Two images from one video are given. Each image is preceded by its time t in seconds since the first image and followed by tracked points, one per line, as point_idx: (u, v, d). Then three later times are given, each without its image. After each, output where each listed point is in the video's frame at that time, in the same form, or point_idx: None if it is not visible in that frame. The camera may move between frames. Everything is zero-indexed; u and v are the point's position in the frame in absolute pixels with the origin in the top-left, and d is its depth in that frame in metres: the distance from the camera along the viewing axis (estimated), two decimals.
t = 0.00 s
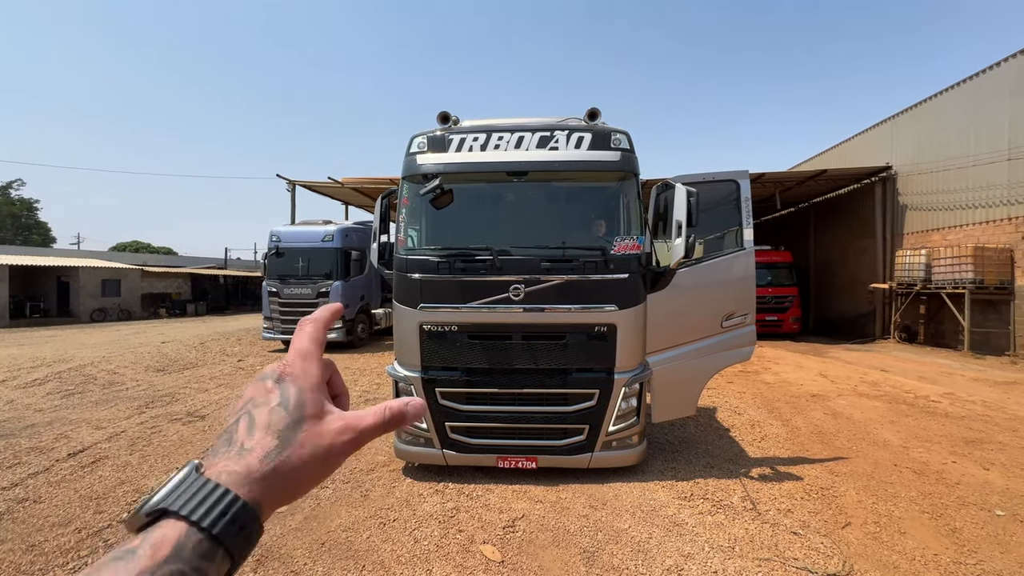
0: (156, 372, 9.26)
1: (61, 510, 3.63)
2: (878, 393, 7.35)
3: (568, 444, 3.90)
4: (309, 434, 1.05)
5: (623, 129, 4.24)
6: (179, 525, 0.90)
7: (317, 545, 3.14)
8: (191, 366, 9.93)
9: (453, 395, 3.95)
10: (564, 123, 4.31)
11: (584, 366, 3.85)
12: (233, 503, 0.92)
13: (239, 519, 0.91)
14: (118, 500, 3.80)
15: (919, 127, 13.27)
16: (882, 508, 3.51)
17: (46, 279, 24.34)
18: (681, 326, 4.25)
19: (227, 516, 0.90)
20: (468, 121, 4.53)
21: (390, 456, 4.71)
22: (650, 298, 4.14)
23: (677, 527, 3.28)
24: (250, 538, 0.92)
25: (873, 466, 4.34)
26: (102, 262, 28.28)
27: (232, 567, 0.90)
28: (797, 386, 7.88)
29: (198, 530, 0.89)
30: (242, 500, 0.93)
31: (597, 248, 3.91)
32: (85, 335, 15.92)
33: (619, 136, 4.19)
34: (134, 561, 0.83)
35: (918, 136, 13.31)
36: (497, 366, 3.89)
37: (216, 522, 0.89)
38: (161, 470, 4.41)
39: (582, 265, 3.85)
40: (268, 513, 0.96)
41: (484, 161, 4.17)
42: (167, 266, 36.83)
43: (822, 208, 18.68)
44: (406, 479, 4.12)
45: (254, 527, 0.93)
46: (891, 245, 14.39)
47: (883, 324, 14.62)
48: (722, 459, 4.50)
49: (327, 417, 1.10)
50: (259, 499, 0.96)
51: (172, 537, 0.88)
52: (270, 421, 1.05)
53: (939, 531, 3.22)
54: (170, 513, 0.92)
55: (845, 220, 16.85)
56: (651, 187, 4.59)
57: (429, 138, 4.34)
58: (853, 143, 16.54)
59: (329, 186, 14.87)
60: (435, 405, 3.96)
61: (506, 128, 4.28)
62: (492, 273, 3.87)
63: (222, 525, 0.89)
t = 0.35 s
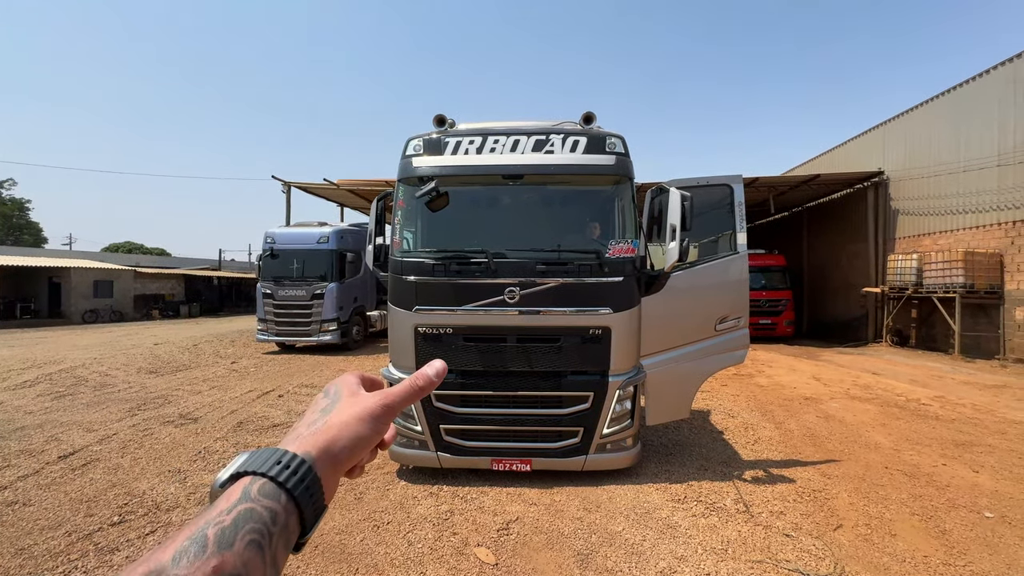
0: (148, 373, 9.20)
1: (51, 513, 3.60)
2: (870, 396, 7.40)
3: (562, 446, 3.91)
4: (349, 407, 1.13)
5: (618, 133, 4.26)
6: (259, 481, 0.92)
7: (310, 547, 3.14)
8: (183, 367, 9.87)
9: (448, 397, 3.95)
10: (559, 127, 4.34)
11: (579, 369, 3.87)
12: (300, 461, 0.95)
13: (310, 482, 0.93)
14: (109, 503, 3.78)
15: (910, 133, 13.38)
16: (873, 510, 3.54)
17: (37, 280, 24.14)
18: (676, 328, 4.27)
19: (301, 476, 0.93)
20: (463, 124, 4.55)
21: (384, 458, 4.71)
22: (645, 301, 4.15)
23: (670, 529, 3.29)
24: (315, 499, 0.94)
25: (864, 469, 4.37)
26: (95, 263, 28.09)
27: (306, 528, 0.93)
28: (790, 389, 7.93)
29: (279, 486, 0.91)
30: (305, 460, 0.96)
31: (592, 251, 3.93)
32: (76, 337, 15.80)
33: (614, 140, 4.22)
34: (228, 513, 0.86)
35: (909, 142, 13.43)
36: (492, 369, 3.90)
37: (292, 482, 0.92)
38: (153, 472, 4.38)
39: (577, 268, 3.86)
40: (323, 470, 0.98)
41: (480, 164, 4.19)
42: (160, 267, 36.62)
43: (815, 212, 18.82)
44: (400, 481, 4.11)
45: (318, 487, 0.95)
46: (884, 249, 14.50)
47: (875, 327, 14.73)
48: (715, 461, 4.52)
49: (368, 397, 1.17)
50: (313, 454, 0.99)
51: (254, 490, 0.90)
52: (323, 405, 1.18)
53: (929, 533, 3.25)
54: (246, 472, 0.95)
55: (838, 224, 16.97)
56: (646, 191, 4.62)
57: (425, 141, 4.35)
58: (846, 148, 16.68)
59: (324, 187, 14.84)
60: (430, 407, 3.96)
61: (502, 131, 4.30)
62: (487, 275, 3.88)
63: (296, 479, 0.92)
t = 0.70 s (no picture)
0: (145, 373, 9.17)
1: (46, 514, 3.58)
2: (867, 397, 7.41)
3: (560, 447, 3.90)
4: (348, 406, 1.13)
5: (617, 133, 4.26)
6: (251, 481, 0.92)
7: (307, 548, 3.12)
8: (180, 367, 9.83)
9: (445, 398, 3.94)
10: (558, 127, 4.33)
11: (576, 370, 3.86)
12: (293, 460, 0.94)
13: (303, 482, 0.93)
14: (105, 503, 3.76)
15: (908, 135, 13.41)
16: (871, 511, 3.55)
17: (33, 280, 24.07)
18: (674, 329, 4.27)
19: (292, 475, 0.92)
20: (462, 124, 4.54)
21: (382, 458, 4.70)
22: (643, 301, 4.15)
23: (668, 530, 3.29)
24: (307, 501, 0.93)
25: (862, 470, 4.38)
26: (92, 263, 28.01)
27: (296, 530, 0.92)
28: (788, 389, 7.94)
29: (270, 486, 0.91)
30: (299, 459, 0.95)
31: (590, 252, 3.93)
32: (73, 337, 15.75)
33: (612, 140, 4.22)
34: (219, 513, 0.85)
35: (907, 144, 13.45)
36: (489, 369, 3.89)
37: (284, 482, 0.91)
38: (149, 473, 4.36)
39: (575, 268, 3.86)
40: (318, 470, 0.97)
41: (478, 164, 4.18)
42: (157, 267, 36.50)
43: (812, 214, 18.86)
44: (398, 482, 4.11)
45: (311, 489, 0.94)
46: (881, 251, 14.54)
47: (872, 328, 14.77)
48: (713, 462, 4.52)
49: (367, 396, 1.17)
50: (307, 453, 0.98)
51: (245, 490, 0.90)
52: (321, 402, 1.18)
53: (926, 534, 3.26)
54: (239, 471, 0.94)
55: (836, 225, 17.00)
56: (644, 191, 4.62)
57: (423, 141, 4.34)
58: (843, 150, 16.73)
59: (323, 187, 14.81)
60: (428, 408, 3.96)
61: (500, 131, 4.29)
62: (485, 276, 3.88)
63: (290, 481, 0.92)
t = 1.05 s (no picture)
0: (146, 372, 9.18)
1: (49, 511, 3.59)
2: (869, 396, 7.41)
3: (561, 445, 3.91)
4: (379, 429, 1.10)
5: (618, 132, 4.26)
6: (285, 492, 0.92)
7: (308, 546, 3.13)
8: (181, 366, 9.84)
9: (447, 396, 3.95)
10: (559, 126, 4.34)
11: (578, 369, 3.87)
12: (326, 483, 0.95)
13: (330, 505, 0.94)
14: (107, 501, 3.77)
15: (910, 134, 13.39)
16: (872, 510, 3.54)
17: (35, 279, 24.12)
18: (675, 328, 4.27)
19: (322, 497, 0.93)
20: (463, 123, 4.54)
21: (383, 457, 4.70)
22: (644, 301, 4.15)
23: (669, 529, 3.29)
24: (334, 525, 0.96)
25: (863, 469, 4.37)
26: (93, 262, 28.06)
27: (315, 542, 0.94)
28: (789, 389, 7.94)
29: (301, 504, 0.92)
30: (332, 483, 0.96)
31: (591, 251, 3.93)
32: (74, 335, 15.78)
33: (613, 139, 4.22)
34: (252, 527, 0.88)
35: (909, 143, 13.43)
36: (490, 368, 3.89)
37: (315, 501, 0.92)
38: (151, 471, 4.37)
39: (576, 267, 3.86)
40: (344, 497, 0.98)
41: (479, 163, 4.19)
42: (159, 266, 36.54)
43: (814, 213, 18.84)
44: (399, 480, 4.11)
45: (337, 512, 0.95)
46: (882, 250, 14.52)
47: (874, 328, 14.76)
48: (714, 461, 4.52)
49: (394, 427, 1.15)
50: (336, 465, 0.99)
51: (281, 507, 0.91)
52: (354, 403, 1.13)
53: (928, 532, 3.26)
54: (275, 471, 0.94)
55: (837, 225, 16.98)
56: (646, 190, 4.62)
57: (424, 139, 4.34)
58: (845, 149, 16.70)
59: (324, 186, 14.81)
60: (429, 406, 3.96)
61: (501, 130, 4.30)
62: (486, 274, 3.88)
63: (320, 497, 0.93)
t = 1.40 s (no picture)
0: (148, 370, 9.19)
1: (50, 509, 3.60)
2: (870, 394, 7.40)
3: (562, 443, 3.90)
4: None
5: (619, 129, 4.25)
6: None
7: (310, 544, 3.13)
8: (183, 364, 9.86)
9: (448, 394, 3.94)
10: (559, 123, 4.33)
11: (579, 367, 3.86)
12: None
13: None
14: (109, 499, 3.78)
15: (912, 131, 13.34)
16: (874, 508, 3.54)
17: (37, 277, 24.18)
18: (677, 326, 4.26)
19: None
20: (464, 120, 4.53)
21: (384, 455, 4.70)
22: (645, 298, 4.14)
23: (670, 527, 3.29)
24: None
25: (865, 467, 4.37)
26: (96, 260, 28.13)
27: None
28: (790, 386, 7.93)
29: None
30: None
31: (592, 248, 3.92)
32: (76, 334, 15.81)
33: (615, 136, 4.21)
34: None
35: (911, 139, 13.38)
36: (491, 366, 3.89)
37: None
38: (152, 469, 4.38)
39: (577, 265, 3.85)
40: None
41: (479, 160, 4.17)
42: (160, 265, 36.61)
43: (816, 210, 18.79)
44: (400, 478, 4.11)
45: None
46: (884, 248, 14.47)
47: (875, 325, 14.73)
48: (715, 459, 4.52)
49: None
50: None
51: None
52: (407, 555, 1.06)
53: (929, 530, 3.25)
54: None
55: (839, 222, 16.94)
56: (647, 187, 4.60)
57: (425, 137, 4.34)
58: (847, 146, 16.65)
59: (325, 184, 14.81)
60: (430, 404, 3.96)
61: (502, 128, 4.29)
62: (487, 272, 3.87)
63: None
